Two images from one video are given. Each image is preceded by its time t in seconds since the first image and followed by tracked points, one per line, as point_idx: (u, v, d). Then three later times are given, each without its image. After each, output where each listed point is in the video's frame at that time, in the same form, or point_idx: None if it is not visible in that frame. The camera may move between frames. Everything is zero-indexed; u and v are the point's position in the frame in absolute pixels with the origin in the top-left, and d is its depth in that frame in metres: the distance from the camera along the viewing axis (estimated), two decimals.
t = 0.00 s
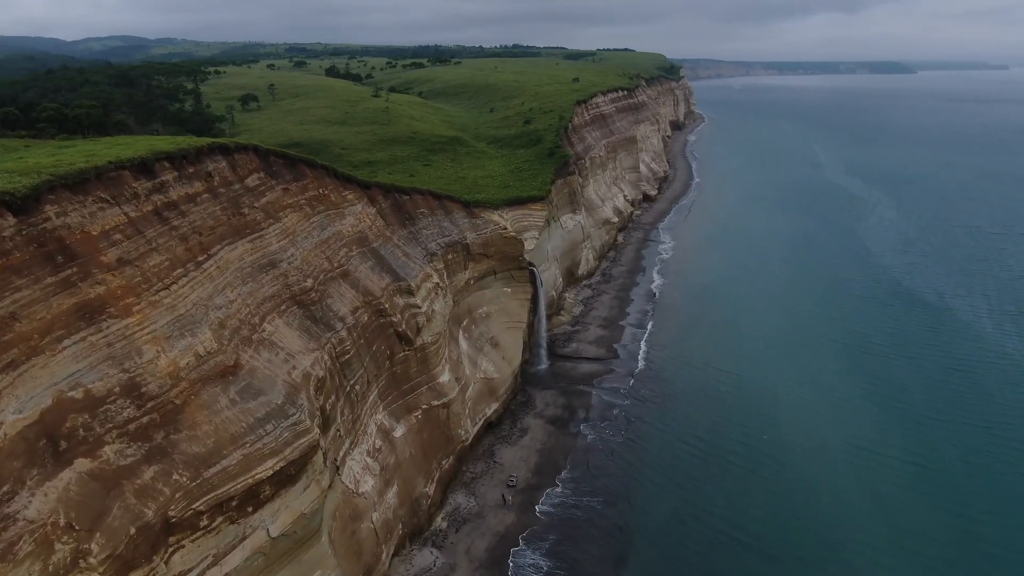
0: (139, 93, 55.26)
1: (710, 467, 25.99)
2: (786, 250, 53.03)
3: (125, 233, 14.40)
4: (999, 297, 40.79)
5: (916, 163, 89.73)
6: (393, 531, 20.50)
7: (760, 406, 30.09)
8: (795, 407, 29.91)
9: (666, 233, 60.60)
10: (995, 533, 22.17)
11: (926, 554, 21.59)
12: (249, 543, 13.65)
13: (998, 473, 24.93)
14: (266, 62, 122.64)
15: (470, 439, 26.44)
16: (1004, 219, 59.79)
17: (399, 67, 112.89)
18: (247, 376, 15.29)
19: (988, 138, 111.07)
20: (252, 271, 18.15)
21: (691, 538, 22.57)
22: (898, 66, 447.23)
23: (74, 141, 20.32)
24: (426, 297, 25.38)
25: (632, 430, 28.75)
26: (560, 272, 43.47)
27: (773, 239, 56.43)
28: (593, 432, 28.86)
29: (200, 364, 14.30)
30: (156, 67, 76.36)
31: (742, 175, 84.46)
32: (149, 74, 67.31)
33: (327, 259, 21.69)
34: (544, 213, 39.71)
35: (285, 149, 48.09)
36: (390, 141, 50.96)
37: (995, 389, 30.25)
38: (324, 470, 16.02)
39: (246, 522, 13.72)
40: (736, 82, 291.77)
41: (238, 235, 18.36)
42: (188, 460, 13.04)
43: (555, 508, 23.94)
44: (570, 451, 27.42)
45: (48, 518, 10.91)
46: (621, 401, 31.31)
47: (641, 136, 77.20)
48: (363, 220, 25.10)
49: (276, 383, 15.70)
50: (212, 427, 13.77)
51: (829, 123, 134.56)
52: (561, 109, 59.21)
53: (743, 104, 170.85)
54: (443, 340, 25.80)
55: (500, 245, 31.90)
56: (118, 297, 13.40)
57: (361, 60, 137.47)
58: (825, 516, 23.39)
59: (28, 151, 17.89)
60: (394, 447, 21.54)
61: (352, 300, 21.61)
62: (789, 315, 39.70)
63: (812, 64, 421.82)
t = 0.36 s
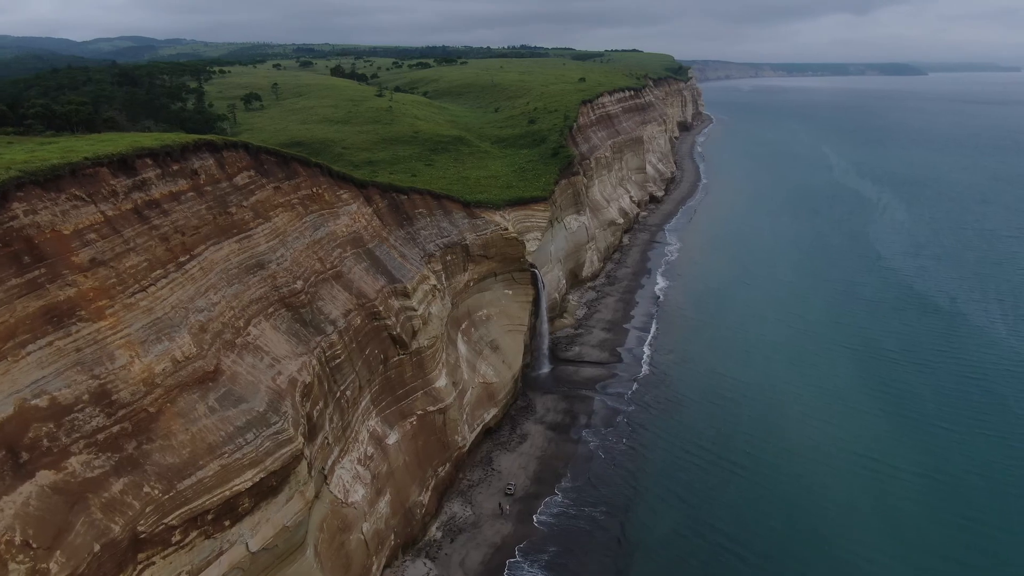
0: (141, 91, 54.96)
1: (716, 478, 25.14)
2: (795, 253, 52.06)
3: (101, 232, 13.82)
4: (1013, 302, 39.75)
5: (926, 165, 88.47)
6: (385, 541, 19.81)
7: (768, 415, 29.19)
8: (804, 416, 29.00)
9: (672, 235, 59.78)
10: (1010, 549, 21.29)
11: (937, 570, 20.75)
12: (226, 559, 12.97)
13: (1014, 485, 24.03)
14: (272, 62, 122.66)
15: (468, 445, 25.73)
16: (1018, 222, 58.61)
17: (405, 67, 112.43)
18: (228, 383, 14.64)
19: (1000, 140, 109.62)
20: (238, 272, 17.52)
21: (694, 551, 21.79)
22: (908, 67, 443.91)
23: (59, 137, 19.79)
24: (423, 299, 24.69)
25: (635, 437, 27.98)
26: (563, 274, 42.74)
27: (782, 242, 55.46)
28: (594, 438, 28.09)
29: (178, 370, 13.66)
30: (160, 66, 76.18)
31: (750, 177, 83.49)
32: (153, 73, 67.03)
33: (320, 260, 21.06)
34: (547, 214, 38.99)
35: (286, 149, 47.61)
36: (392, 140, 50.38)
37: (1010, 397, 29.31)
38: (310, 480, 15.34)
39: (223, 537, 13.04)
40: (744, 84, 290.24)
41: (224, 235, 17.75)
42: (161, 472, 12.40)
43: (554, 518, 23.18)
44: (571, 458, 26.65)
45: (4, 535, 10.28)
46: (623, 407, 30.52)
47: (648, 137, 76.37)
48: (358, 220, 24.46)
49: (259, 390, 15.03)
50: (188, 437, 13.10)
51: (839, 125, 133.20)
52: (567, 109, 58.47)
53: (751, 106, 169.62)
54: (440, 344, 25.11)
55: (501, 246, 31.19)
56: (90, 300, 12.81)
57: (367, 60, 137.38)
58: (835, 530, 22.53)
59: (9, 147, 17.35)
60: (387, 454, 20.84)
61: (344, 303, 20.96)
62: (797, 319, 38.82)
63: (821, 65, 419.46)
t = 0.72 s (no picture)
0: (143, 89, 54.71)
1: (721, 487, 24.34)
2: (803, 255, 51.08)
3: (73, 231, 13.28)
4: None
5: (938, 166, 87.16)
6: (377, 551, 19.12)
7: (774, 421, 28.38)
8: (813, 422, 28.15)
9: (678, 236, 58.93)
10: None
11: None
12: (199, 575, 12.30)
13: None
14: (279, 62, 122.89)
15: (465, 450, 25.03)
16: None
17: (412, 66, 111.99)
18: (208, 388, 14.01)
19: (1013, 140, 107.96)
20: (223, 272, 16.90)
21: (695, 562, 21.03)
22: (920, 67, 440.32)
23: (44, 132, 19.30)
24: (419, 300, 24.01)
25: (638, 443, 27.19)
26: (566, 274, 42.02)
27: (790, 243, 54.48)
28: (595, 444, 27.35)
29: (153, 374, 13.06)
30: (165, 65, 75.99)
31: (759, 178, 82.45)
32: (157, 71, 66.86)
33: (311, 260, 20.43)
34: (551, 214, 38.25)
35: (287, 147, 47.11)
36: (395, 138, 49.80)
37: None
38: (293, 490, 14.65)
39: (197, 552, 12.38)
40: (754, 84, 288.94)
41: (210, 234, 17.14)
42: (131, 482, 11.80)
43: (552, 527, 22.45)
44: (571, 465, 25.91)
45: None
46: (626, 411, 29.75)
47: (655, 136, 75.50)
48: (352, 219, 23.80)
49: (240, 396, 14.39)
50: (161, 445, 12.48)
51: (849, 125, 131.79)
52: (572, 107, 57.68)
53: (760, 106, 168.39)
54: (437, 346, 24.42)
55: (501, 246, 30.49)
56: (59, 301, 12.29)
57: (374, 59, 137.19)
58: (844, 542, 21.70)
59: None
60: (380, 461, 20.15)
61: (336, 304, 20.30)
62: (806, 322, 37.95)
63: (831, 65, 416.37)
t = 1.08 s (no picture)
0: (147, 87, 54.52)
1: (725, 496, 23.57)
2: (813, 256, 50.08)
3: (43, 229, 12.73)
4: None
5: (952, 166, 85.72)
6: (367, 561, 18.48)
7: (780, 426, 27.57)
8: (821, 428, 27.28)
9: (686, 236, 58.05)
10: None
11: None
12: None
13: None
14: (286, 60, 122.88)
15: (462, 455, 24.36)
16: None
17: (420, 65, 111.67)
18: (185, 393, 13.41)
19: None
20: (207, 272, 16.31)
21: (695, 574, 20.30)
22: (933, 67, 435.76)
23: (30, 127, 18.82)
24: (415, 301, 23.36)
25: (640, 449, 26.40)
26: (571, 275, 41.30)
27: (800, 244, 53.48)
28: (597, 449, 26.60)
29: (126, 379, 12.49)
30: (171, 63, 75.91)
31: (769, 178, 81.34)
32: (163, 69, 66.75)
33: (302, 260, 19.83)
34: (555, 213, 37.53)
35: (290, 145, 46.66)
36: (398, 136, 49.27)
37: None
38: (275, 500, 14.01)
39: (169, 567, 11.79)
40: (765, 83, 286.73)
41: (194, 232, 16.57)
42: (98, 494, 11.25)
43: (550, 537, 21.73)
44: (571, 471, 25.17)
45: None
46: (629, 416, 28.96)
47: (664, 135, 74.61)
48: (347, 217, 23.18)
49: (219, 401, 13.78)
50: (132, 454, 11.91)
51: (861, 125, 130.22)
52: (579, 105, 56.92)
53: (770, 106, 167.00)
54: (434, 349, 23.77)
55: (502, 246, 29.81)
56: (25, 302, 11.75)
57: (382, 57, 137.13)
58: (851, 555, 20.89)
59: None
60: (371, 467, 19.50)
61: (327, 305, 19.68)
62: (815, 324, 37.02)
63: (843, 65, 412.80)
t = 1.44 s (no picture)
0: (150, 85, 54.25)
1: (728, 505, 22.78)
2: (822, 257, 49.07)
3: (8, 226, 12.18)
4: None
5: (964, 167, 84.38)
6: (356, 571, 17.84)
7: (786, 432, 26.78)
8: (829, 435, 26.39)
9: (692, 236, 57.18)
10: None
11: None
12: None
13: None
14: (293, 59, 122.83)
15: (458, 460, 23.69)
16: None
17: (426, 63, 111.15)
18: (158, 398, 12.82)
19: None
20: (189, 271, 15.70)
21: None
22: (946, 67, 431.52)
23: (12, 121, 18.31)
24: (410, 302, 22.69)
25: (642, 455, 25.63)
26: (574, 275, 40.57)
27: (809, 245, 52.45)
28: (597, 455, 25.86)
29: (93, 384, 11.93)
30: (176, 61, 75.78)
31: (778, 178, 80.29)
32: (167, 66, 66.54)
33: (290, 259, 19.20)
34: (557, 212, 36.81)
35: (291, 143, 46.17)
36: (401, 134, 48.71)
37: None
38: (254, 510, 13.39)
39: None
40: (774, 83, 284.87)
41: (175, 229, 15.97)
42: (58, 506, 10.69)
43: (546, 546, 21.02)
44: (570, 477, 24.45)
45: None
46: (631, 420, 28.19)
47: (671, 134, 73.71)
48: (341, 215, 22.56)
49: (195, 408, 13.18)
50: (98, 463, 11.35)
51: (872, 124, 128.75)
52: (584, 103, 56.16)
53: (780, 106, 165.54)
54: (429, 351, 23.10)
55: (502, 245, 29.15)
56: None
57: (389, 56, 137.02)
58: (857, 568, 20.13)
59: None
60: (361, 473, 18.85)
61: (317, 305, 19.05)
62: (823, 327, 36.16)
63: (854, 65, 408.95)
